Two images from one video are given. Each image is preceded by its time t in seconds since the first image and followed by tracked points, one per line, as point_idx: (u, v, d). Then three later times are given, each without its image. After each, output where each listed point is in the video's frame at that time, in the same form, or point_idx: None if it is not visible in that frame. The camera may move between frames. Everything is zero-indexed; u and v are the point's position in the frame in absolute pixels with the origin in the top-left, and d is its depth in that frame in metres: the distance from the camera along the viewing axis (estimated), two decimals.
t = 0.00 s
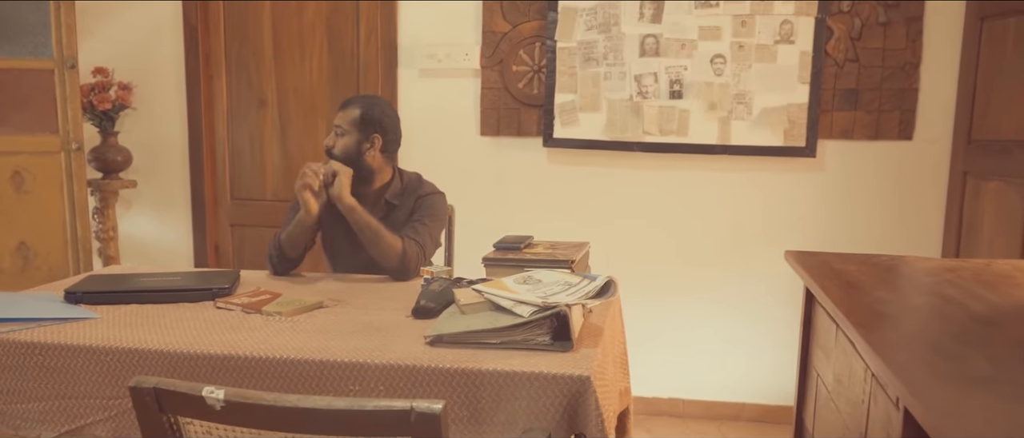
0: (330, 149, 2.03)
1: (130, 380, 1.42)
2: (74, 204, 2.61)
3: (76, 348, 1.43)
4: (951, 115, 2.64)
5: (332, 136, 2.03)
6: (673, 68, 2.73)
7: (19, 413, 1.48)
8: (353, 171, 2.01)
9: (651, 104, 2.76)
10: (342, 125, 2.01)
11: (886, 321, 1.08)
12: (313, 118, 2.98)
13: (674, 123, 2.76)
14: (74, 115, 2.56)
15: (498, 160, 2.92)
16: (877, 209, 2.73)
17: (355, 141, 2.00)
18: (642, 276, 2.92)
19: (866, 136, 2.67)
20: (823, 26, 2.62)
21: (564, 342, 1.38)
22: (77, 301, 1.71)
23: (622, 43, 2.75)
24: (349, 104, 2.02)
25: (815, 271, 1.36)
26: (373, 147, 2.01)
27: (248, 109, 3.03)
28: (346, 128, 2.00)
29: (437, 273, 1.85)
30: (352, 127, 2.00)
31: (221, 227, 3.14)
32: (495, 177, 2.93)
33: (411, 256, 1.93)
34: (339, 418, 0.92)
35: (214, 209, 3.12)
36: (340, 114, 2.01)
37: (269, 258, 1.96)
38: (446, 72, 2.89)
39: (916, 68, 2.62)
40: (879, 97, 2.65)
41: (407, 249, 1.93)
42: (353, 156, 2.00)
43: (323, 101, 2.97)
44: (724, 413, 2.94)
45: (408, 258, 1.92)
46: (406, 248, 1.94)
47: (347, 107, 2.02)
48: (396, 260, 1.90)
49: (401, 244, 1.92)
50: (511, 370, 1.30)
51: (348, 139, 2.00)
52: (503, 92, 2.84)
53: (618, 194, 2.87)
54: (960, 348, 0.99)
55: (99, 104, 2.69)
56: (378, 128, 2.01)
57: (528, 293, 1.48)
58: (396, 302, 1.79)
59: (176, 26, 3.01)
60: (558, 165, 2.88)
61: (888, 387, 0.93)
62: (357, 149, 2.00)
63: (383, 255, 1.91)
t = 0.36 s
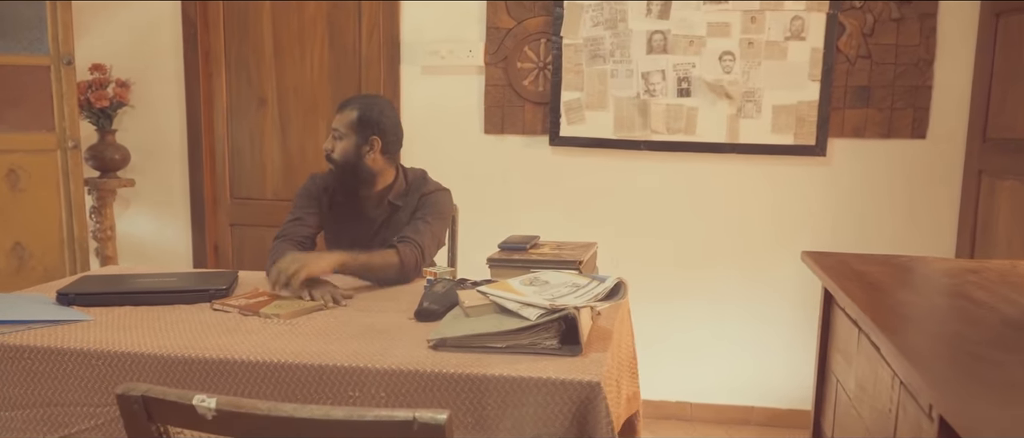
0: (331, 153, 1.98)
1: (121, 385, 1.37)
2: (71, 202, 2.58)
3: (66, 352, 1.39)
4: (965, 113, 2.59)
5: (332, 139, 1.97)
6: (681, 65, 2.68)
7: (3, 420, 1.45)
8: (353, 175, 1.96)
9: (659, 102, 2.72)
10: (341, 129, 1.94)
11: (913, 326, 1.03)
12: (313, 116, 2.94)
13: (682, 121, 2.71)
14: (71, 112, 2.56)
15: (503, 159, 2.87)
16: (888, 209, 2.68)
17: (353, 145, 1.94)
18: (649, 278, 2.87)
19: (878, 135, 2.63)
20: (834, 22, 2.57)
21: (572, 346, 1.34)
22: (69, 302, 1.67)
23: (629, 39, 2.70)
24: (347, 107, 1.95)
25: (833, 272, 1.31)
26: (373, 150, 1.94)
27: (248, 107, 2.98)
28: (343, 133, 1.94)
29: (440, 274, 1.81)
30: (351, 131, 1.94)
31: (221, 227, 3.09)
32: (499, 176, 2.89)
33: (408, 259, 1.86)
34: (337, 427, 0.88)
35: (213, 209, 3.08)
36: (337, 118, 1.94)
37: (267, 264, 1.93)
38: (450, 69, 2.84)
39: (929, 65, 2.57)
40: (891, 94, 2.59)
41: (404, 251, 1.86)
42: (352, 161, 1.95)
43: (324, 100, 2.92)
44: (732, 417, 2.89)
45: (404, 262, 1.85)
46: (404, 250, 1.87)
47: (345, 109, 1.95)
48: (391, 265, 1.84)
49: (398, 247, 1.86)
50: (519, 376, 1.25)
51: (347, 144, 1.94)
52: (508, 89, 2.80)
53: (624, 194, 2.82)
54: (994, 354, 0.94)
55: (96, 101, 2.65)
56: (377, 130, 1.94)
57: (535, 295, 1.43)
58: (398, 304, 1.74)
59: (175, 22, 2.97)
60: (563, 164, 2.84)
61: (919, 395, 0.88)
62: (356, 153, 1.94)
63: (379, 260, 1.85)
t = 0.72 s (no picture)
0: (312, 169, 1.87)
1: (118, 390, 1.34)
2: (69, 203, 2.55)
3: (60, 356, 1.35)
4: (976, 112, 2.55)
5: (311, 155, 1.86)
6: (688, 64, 2.64)
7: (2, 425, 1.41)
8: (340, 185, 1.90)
9: (665, 101, 2.68)
10: (320, 143, 1.83)
11: (938, 332, 1.00)
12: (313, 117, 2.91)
13: (689, 120, 2.68)
14: (68, 111, 2.52)
15: (506, 159, 2.84)
16: (897, 211, 2.65)
17: (336, 158, 1.83)
18: (654, 280, 2.83)
19: (888, 134, 2.59)
20: (844, 19, 2.54)
21: (581, 351, 1.30)
22: (65, 305, 1.64)
23: (636, 38, 2.66)
24: (322, 118, 1.84)
25: (850, 274, 1.27)
26: (357, 159, 1.86)
27: (248, 106, 2.95)
28: (323, 146, 1.83)
29: (444, 277, 1.78)
30: (330, 143, 1.83)
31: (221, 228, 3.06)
32: (502, 177, 2.85)
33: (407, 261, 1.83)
34: None
35: (212, 210, 3.04)
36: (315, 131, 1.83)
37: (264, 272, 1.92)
38: (452, 68, 2.80)
39: (940, 63, 2.53)
40: (901, 93, 2.56)
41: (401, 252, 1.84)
42: (337, 173, 1.86)
43: (325, 99, 2.89)
44: (739, 420, 2.85)
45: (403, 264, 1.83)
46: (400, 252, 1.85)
47: (320, 121, 1.84)
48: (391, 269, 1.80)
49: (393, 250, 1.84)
50: (527, 382, 1.21)
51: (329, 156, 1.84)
52: (512, 88, 2.76)
53: (629, 195, 2.79)
54: None
55: (94, 101, 2.62)
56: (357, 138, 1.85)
57: (541, 298, 1.40)
58: (401, 307, 1.71)
59: (174, 20, 2.93)
60: (568, 164, 2.80)
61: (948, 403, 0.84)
62: (339, 165, 1.85)
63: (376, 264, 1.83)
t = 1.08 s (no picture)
0: (330, 163, 1.84)
1: (117, 395, 1.33)
2: (67, 203, 2.51)
3: (61, 361, 1.34)
4: (987, 113, 2.52)
5: (326, 149, 1.83)
6: (695, 64, 2.61)
7: None
8: (352, 179, 1.87)
9: (672, 102, 2.65)
10: (337, 135, 1.81)
11: (964, 338, 0.97)
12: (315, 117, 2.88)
13: (696, 121, 2.65)
14: (67, 110, 2.48)
15: (511, 160, 2.81)
16: (905, 213, 2.62)
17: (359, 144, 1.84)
18: (659, 282, 2.80)
19: (898, 135, 2.56)
20: (854, 19, 2.51)
21: (591, 357, 1.28)
22: (61, 309, 1.61)
23: (642, 37, 2.63)
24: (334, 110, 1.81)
25: (868, 279, 1.24)
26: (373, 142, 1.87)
27: (249, 105, 2.92)
28: (340, 138, 1.81)
29: (449, 280, 1.75)
30: (346, 134, 1.82)
31: (221, 229, 3.02)
32: (506, 178, 2.82)
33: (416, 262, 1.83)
34: None
35: (212, 211, 3.01)
36: (332, 125, 1.80)
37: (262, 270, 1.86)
38: (456, 67, 2.78)
39: (951, 63, 2.50)
40: (912, 93, 2.53)
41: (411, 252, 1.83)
42: (355, 165, 1.84)
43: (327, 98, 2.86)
44: (746, 425, 2.82)
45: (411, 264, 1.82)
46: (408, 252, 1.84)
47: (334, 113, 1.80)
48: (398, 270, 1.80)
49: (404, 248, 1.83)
50: (535, 389, 1.19)
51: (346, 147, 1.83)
52: (517, 88, 2.73)
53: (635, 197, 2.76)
54: None
55: (93, 100, 2.59)
56: (367, 126, 1.86)
57: (551, 303, 1.37)
58: (405, 311, 1.68)
59: (175, 19, 2.90)
60: (573, 165, 2.77)
61: (976, 413, 0.81)
62: (354, 155, 1.84)
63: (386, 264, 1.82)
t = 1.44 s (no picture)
0: (359, 144, 2.18)
1: (111, 400, 1.30)
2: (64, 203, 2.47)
3: (56, 364, 1.31)
4: (1000, 111, 2.48)
5: (354, 132, 2.18)
6: (702, 61, 2.57)
7: None
8: (375, 163, 2.19)
9: (679, 100, 2.61)
10: (358, 118, 2.19)
11: (995, 343, 0.92)
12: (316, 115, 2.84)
13: (703, 120, 2.61)
14: (63, 108, 2.43)
15: (514, 159, 2.77)
16: (915, 214, 2.58)
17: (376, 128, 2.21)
18: (665, 284, 2.76)
19: (909, 134, 2.52)
20: (864, 15, 2.46)
21: (600, 361, 1.26)
22: (55, 310, 1.58)
23: (648, 34, 2.59)
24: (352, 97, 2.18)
25: (888, 281, 1.20)
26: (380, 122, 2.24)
27: (248, 103, 2.87)
28: (363, 120, 2.19)
29: (453, 281, 1.72)
30: (362, 116, 2.20)
31: (220, 229, 2.98)
32: (509, 178, 2.78)
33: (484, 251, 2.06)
34: None
35: (211, 211, 2.97)
36: (354, 109, 2.17)
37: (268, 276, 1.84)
38: (459, 64, 2.74)
39: (964, 61, 2.46)
40: (923, 91, 2.49)
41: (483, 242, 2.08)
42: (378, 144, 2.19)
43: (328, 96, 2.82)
44: (753, 429, 2.78)
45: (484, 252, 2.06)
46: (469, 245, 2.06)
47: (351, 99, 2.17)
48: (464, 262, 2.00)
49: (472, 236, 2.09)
50: (544, 395, 1.16)
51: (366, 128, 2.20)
52: (521, 86, 2.69)
53: (640, 197, 2.72)
54: None
55: (90, 99, 2.55)
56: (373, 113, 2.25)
57: (560, 305, 1.34)
58: (409, 315, 1.64)
59: (174, 15, 2.86)
60: (577, 165, 2.73)
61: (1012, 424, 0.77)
62: (375, 136, 2.20)
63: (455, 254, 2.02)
